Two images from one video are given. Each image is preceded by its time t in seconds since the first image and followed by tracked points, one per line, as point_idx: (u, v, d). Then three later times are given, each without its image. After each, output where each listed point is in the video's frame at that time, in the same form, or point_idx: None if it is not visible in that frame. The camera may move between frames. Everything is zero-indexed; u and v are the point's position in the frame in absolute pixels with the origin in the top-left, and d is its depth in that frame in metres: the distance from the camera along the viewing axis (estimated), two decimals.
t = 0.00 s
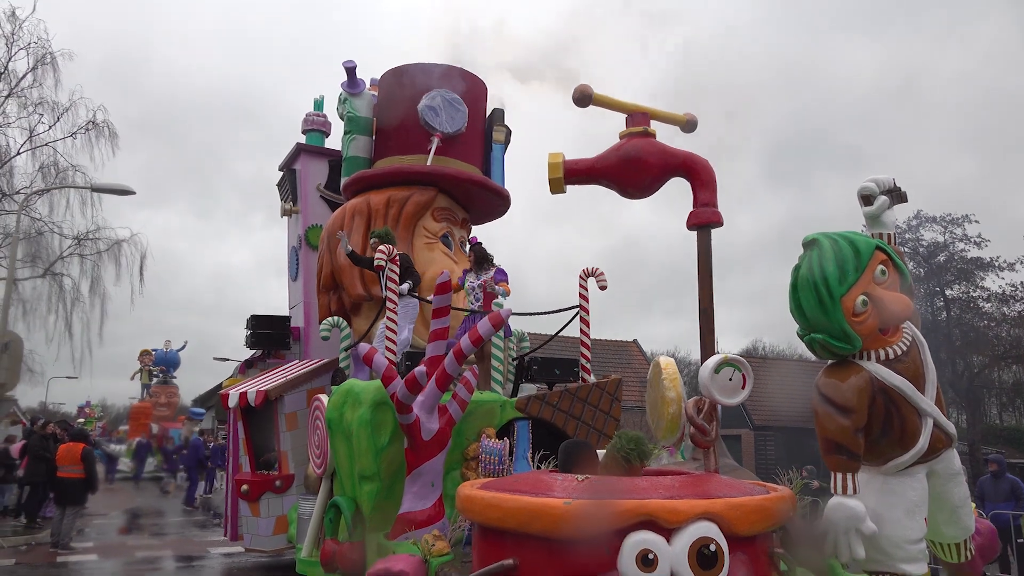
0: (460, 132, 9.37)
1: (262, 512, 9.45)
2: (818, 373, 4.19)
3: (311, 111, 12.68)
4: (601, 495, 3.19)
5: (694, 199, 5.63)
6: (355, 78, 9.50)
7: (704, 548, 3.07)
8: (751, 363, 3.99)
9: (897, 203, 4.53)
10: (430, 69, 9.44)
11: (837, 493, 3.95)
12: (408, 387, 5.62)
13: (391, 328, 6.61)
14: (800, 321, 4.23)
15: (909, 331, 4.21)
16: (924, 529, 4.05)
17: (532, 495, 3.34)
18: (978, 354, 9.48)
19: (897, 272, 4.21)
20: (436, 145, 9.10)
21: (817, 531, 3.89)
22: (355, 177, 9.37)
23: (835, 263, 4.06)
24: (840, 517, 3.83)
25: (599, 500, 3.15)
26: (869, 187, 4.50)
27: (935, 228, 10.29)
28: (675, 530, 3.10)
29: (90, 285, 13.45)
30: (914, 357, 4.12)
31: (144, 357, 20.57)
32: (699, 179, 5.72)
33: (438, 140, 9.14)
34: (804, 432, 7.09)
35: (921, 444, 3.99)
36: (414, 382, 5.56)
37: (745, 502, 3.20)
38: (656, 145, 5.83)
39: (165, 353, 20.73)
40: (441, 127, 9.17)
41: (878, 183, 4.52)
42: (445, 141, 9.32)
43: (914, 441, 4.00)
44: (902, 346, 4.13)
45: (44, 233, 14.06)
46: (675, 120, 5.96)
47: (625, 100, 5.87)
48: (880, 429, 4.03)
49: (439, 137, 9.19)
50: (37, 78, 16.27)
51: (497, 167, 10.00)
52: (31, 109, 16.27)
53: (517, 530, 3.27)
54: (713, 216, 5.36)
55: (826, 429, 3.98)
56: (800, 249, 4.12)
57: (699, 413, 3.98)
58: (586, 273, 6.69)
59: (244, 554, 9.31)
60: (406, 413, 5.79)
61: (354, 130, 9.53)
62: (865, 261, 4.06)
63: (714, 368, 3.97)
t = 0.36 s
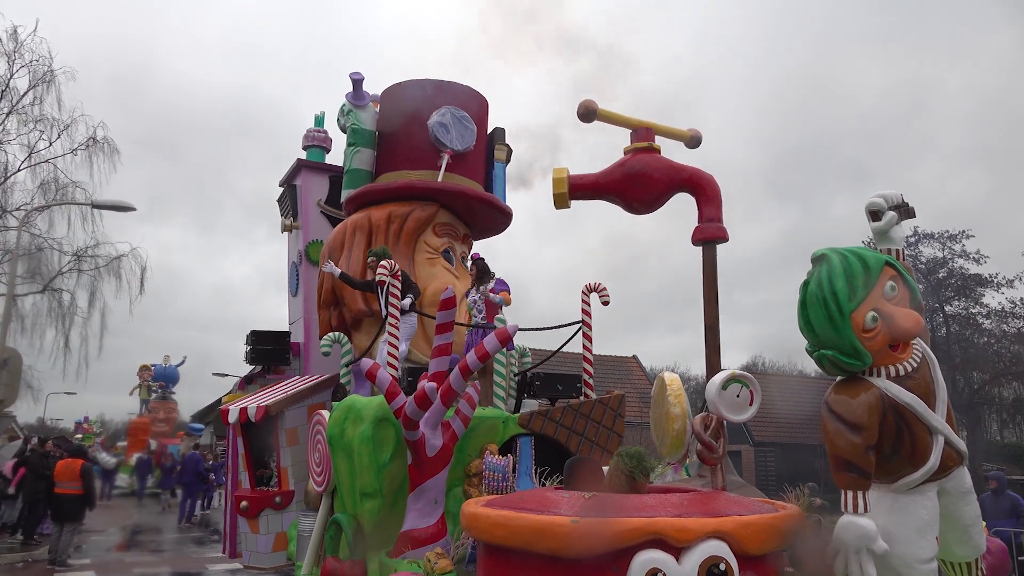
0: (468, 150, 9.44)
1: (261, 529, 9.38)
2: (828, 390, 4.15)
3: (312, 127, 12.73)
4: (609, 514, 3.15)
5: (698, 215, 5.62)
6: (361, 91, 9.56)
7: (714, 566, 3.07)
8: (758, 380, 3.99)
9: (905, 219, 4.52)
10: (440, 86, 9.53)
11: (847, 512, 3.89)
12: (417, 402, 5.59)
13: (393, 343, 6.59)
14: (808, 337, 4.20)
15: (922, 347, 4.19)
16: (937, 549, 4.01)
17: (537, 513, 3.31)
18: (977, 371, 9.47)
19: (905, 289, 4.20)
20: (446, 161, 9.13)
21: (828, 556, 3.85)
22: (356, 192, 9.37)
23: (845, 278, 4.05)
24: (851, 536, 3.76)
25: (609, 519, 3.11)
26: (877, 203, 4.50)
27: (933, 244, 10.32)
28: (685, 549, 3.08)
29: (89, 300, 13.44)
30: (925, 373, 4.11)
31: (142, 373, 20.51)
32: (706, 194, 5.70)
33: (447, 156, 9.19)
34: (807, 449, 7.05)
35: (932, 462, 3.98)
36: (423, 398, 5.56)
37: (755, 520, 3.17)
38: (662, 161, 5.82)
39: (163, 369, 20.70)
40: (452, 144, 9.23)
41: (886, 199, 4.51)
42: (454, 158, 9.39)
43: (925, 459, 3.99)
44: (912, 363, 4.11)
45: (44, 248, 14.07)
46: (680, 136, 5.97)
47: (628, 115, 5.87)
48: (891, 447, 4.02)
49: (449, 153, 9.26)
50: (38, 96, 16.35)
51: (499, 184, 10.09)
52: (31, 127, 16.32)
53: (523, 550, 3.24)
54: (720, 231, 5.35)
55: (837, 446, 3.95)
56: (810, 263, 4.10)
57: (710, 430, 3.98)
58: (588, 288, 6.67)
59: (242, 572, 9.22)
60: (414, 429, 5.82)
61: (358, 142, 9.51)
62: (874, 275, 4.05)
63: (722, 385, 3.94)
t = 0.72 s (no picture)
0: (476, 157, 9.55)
1: (261, 536, 9.35)
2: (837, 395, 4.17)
3: (312, 132, 12.73)
4: (617, 520, 3.14)
5: (702, 219, 5.60)
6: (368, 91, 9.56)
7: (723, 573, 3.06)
8: (764, 387, 4.01)
9: (911, 222, 4.49)
10: (448, 93, 9.59)
11: (857, 517, 3.89)
12: (429, 406, 5.58)
13: (394, 348, 6.58)
14: (816, 340, 4.19)
15: (930, 351, 4.19)
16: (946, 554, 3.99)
17: (543, 519, 3.29)
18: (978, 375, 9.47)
19: (912, 292, 4.19)
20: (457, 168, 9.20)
21: (837, 563, 3.81)
22: (356, 196, 9.34)
23: (853, 282, 4.03)
24: (862, 542, 3.74)
25: (617, 526, 3.10)
26: (883, 206, 4.49)
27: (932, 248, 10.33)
28: (693, 556, 3.07)
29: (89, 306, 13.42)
30: (933, 377, 4.11)
31: (142, 379, 20.50)
32: (709, 198, 5.68)
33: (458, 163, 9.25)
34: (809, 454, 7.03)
35: (941, 468, 3.97)
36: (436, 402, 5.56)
37: (764, 527, 3.16)
38: (665, 164, 5.81)
39: (163, 375, 20.68)
40: (463, 151, 9.31)
41: (891, 202, 4.51)
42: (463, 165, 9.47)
43: (934, 464, 3.98)
44: (921, 367, 4.11)
45: (43, 255, 14.05)
46: (683, 138, 5.95)
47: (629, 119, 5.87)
48: (900, 452, 4.01)
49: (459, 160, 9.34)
50: (37, 103, 16.36)
51: (499, 191, 10.19)
52: (31, 134, 16.32)
53: (529, 557, 3.23)
54: (723, 234, 5.34)
55: (847, 451, 3.96)
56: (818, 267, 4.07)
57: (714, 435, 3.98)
58: (590, 293, 6.66)
59: None
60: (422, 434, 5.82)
61: (363, 143, 9.40)
62: (882, 278, 4.04)
63: (727, 389, 3.95)
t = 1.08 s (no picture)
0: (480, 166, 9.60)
1: (257, 544, 9.30)
2: (853, 404, 4.14)
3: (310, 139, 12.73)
4: (622, 531, 3.12)
5: (704, 227, 5.59)
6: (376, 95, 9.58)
7: None
8: (769, 397, 4.01)
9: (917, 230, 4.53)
10: (455, 102, 9.63)
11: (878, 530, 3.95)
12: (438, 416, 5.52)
13: (394, 356, 6.55)
14: (835, 348, 4.14)
15: (942, 362, 4.20)
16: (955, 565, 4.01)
17: (546, 530, 3.27)
18: (972, 385, 9.51)
19: (927, 302, 4.22)
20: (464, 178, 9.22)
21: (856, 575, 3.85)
22: (355, 203, 9.32)
23: (877, 289, 4.02)
24: (880, 555, 3.81)
25: (621, 536, 3.08)
26: (891, 213, 4.51)
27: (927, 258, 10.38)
28: (701, 568, 3.05)
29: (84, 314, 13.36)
30: (947, 388, 4.12)
31: (136, 387, 20.43)
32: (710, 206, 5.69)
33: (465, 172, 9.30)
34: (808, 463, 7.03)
35: (954, 479, 3.96)
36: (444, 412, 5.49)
37: (771, 539, 3.15)
38: (666, 172, 5.84)
39: (156, 383, 20.59)
40: (471, 160, 9.37)
41: (900, 209, 4.53)
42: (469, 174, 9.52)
43: (948, 475, 3.96)
44: (934, 378, 4.11)
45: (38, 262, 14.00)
46: (684, 146, 5.97)
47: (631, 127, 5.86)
48: (916, 463, 4.00)
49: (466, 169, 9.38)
50: (33, 110, 16.33)
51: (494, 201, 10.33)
52: (27, 140, 16.28)
53: (532, 568, 3.21)
54: (725, 242, 5.34)
55: (866, 461, 3.93)
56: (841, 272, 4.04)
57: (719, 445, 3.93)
58: (590, 301, 6.65)
59: None
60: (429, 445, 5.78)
61: (368, 147, 9.37)
62: (904, 286, 4.05)
63: (733, 399, 3.95)
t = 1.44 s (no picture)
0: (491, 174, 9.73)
1: (257, 548, 9.25)
2: (873, 413, 4.11)
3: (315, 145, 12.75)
4: (631, 541, 3.09)
5: (712, 234, 5.57)
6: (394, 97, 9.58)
7: None
8: (779, 406, 3.99)
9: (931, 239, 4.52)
10: (467, 111, 9.71)
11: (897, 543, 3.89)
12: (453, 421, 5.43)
13: (399, 361, 6.55)
14: (859, 357, 4.12)
15: (961, 372, 4.19)
16: None
17: (554, 538, 3.25)
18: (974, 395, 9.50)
19: (948, 311, 4.21)
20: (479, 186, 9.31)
21: None
22: (361, 208, 9.30)
23: (904, 297, 4.00)
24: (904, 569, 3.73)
25: (630, 546, 3.06)
26: (908, 221, 4.47)
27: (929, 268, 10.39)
28: None
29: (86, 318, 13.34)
30: (964, 399, 4.12)
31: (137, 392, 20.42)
32: (718, 210, 5.67)
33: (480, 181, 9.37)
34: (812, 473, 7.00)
35: (971, 493, 3.95)
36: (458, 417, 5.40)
37: (783, 549, 3.10)
38: (675, 178, 5.82)
39: (157, 388, 20.57)
40: (485, 169, 9.48)
41: (917, 218, 4.48)
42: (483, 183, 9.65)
43: (966, 488, 3.95)
44: (952, 390, 4.09)
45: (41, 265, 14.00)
46: (692, 152, 5.95)
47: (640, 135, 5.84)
48: (936, 475, 3.98)
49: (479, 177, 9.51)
50: (38, 115, 16.37)
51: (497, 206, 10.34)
52: (31, 144, 16.31)
53: None
54: (734, 249, 5.33)
55: (889, 472, 3.91)
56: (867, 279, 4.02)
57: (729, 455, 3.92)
58: (596, 308, 6.64)
59: None
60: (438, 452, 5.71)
61: (382, 150, 9.27)
62: (930, 295, 4.03)
63: (743, 407, 3.95)
